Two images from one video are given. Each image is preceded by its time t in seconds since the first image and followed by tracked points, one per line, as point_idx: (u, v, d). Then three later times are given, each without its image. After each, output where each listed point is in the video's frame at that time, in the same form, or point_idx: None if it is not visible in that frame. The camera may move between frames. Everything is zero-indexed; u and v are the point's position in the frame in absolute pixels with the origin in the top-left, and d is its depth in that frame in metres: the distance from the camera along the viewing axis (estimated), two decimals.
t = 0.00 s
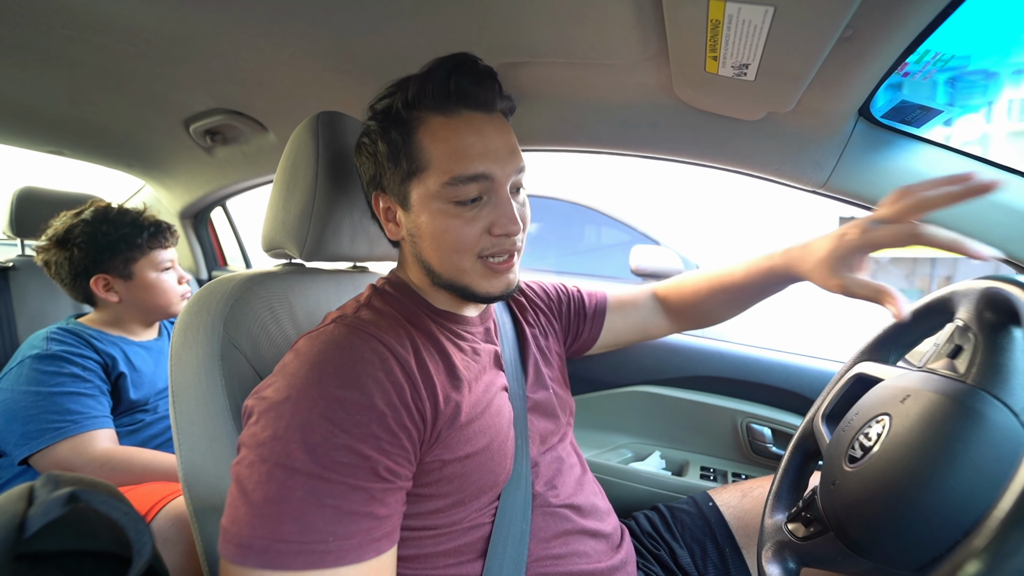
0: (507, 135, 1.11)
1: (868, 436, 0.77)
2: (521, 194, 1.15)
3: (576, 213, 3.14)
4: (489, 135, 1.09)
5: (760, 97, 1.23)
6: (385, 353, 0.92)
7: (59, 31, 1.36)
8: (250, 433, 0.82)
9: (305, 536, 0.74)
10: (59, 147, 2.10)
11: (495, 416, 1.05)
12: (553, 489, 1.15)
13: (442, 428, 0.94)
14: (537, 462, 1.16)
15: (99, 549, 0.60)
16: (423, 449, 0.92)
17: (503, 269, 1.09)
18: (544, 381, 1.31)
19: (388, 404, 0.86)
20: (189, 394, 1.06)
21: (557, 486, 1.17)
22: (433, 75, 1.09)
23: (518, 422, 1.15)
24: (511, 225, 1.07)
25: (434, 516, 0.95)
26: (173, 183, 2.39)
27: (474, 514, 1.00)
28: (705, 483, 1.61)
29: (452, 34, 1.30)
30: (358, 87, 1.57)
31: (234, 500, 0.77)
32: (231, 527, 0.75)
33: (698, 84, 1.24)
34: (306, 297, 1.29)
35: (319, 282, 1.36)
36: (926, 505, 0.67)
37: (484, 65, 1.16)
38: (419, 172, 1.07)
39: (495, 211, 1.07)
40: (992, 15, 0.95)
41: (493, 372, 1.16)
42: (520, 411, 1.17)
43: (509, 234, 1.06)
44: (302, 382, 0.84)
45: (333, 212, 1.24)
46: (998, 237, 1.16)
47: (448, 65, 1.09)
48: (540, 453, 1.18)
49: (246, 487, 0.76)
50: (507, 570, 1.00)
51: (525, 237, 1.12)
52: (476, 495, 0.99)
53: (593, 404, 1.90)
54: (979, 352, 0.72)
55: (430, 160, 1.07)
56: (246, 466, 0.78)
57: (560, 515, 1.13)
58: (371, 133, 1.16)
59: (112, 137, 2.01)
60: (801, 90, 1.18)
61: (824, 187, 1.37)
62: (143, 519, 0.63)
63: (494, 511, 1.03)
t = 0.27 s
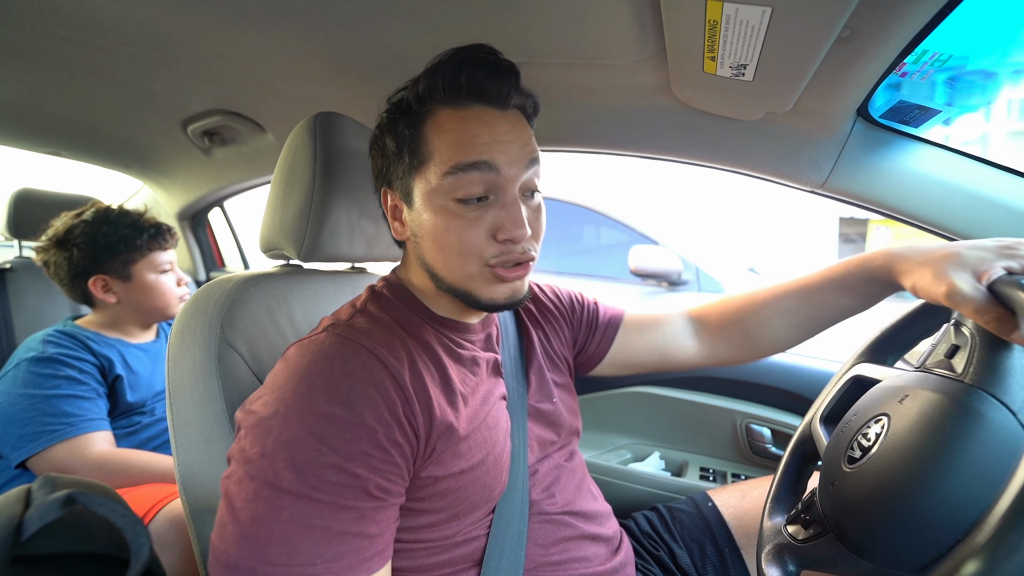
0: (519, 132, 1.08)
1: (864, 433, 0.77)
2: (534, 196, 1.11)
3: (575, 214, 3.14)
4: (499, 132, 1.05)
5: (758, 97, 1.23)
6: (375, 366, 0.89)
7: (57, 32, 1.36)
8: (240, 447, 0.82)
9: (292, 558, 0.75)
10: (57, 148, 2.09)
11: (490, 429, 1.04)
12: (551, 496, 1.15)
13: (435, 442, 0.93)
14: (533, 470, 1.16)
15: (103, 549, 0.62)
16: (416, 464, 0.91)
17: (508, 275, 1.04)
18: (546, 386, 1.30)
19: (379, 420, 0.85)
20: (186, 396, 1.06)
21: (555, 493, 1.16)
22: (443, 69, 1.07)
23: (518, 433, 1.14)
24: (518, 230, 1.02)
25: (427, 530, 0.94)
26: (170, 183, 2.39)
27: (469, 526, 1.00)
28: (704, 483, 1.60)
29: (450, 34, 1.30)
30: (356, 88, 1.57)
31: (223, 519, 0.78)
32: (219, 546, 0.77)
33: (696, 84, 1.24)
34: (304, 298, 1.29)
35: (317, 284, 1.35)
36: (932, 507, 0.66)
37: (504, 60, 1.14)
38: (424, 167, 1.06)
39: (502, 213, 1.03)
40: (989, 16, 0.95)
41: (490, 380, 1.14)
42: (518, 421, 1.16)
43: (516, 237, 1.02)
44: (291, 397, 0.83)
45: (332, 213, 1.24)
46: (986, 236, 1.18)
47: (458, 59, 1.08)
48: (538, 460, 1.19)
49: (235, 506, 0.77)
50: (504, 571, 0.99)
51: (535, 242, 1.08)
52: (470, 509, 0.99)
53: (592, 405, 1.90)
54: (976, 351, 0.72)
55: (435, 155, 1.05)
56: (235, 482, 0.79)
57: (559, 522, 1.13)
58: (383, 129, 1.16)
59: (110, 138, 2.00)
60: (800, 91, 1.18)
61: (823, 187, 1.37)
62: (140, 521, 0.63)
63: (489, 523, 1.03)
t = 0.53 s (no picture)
0: (526, 144, 1.06)
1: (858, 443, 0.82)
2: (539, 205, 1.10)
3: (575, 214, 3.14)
4: (507, 144, 1.03)
5: (758, 96, 1.23)
6: (375, 373, 0.89)
7: (56, 32, 1.36)
8: (237, 455, 0.82)
9: (291, 568, 0.75)
10: (56, 148, 2.09)
11: (490, 433, 1.03)
12: (552, 498, 1.14)
13: (435, 450, 0.93)
14: (536, 470, 1.15)
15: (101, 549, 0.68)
16: (416, 472, 0.91)
17: (516, 292, 1.07)
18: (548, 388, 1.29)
19: (379, 430, 0.85)
20: (186, 396, 1.06)
21: (556, 495, 1.15)
22: (447, 78, 1.03)
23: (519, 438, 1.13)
24: (529, 245, 1.03)
25: (427, 534, 0.94)
26: (169, 184, 2.39)
27: (469, 530, 0.99)
28: (703, 483, 1.60)
29: (449, 34, 1.29)
30: (355, 88, 1.57)
31: (222, 527, 0.78)
32: (218, 553, 0.76)
33: (696, 83, 1.24)
34: (303, 299, 1.29)
35: (316, 284, 1.35)
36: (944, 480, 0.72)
37: (505, 62, 1.09)
38: (428, 186, 1.03)
39: (511, 229, 1.02)
40: (990, 15, 0.95)
41: (491, 383, 1.13)
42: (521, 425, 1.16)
43: (526, 253, 1.02)
44: (289, 406, 0.82)
45: (331, 212, 1.24)
46: (994, 236, 1.18)
47: (461, 72, 1.04)
48: (540, 461, 1.18)
49: (234, 516, 0.77)
50: (505, 570, 0.99)
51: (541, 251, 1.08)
52: (470, 514, 0.98)
53: (592, 405, 1.89)
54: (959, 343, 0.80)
55: (439, 171, 1.02)
56: (233, 490, 0.79)
57: (560, 523, 1.12)
58: (376, 134, 1.12)
59: (109, 138, 2.00)
60: (800, 90, 1.18)
61: (823, 186, 1.37)
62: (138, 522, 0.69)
63: (489, 526, 1.02)
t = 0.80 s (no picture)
0: (511, 137, 1.07)
1: (867, 446, 0.78)
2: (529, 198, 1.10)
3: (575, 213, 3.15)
4: (493, 141, 1.04)
5: (759, 95, 1.22)
6: (380, 368, 0.90)
7: (56, 33, 1.35)
8: (241, 451, 0.81)
9: (299, 559, 0.74)
10: (57, 149, 2.09)
11: (494, 429, 1.03)
12: (552, 497, 1.14)
13: (439, 443, 0.93)
14: (537, 470, 1.15)
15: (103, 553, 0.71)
16: (420, 465, 0.91)
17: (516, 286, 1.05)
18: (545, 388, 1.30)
19: (384, 423, 0.85)
20: (187, 397, 1.06)
21: (557, 493, 1.15)
22: (431, 77, 1.04)
23: (520, 433, 1.14)
24: (524, 235, 1.02)
25: (430, 530, 0.94)
26: (170, 185, 2.39)
27: (472, 526, 0.99)
28: (704, 483, 1.60)
29: (449, 34, 1.29)
30: (355, 88, 1.57)
31: (227, 520, 0.77)
32: (225, 548, 0.75)
33: (696, 82, 1.24)
34: (304, 300, 1.28)
35: (317, 286, 1.35)
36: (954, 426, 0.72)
37: (481, 61, 1.10)
38: (420, 186, 1.03)
39: (503, 222, 1.02)
40: (993, 13, 0.94)
41: (491, 381, 1.13)
42: (522, 423, 1.16)
43: (523, 244, 1.02)
44: (295, 400, 0.83)
45: (331, 213, 1.23)
46: (995, 236, 1.17)
47: (441, 70, 1.04)
48: (540, 461, 1.18)
49: (239, 509, 0.76)
50: (507, 571, 0.99)
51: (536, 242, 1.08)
52: (473, 509, 0.98)
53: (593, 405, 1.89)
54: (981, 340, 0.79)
55: (430, 172, 1.03)
56: (239, 485, 0.78)
57: (561, 522, 1.12)
58: (364, 141, 1.12)
59: (110, 139, 2.00)
60: (801, 88, 1.18)
61: (824, 185, 1.36)
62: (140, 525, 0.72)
63: (493, 523, 1.01)
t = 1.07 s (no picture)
0: (517, 121, 1.16)
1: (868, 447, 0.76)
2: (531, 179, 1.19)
3: (575, 214, 3.15)
4: (500, 120, 1.13)
5: (760, 96, 1.22)
6: (389, 367, 0.90)
7: (55, 33, 1.35)
8: (250, 449, 0.81)
9: (309, 558, 0.74)
10: (56, 149, 2.09)
11: (500, 430, 1.04)
12: (555, 498, 1.14)
13: (446, 444, 0.94)
14: (540, 471, 1.15)
15: (102, 552, 0.63)
16: (427, 465, 0.91)
17: (524, 257, 1.10)
18: (547, 388, 1.30)
19: (393, 422, 0.85)
20: (189, 398, 1.05)
21: (559, 495, 1.15)
22: (443, 62, 1.13)
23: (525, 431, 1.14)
24: (529, 207, 1.09)
25: (434, 530, 0.94)
26: (169, 185, 2.39)
27: (476, 527, 0.99)
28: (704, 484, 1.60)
29: (450, 34, 1.29)
30: (355, 88, 1.57)
31: (235, 518, 0.77)
32: (232, 547, 0.75)
33: (697, 83, 1.24)
34: (304, 301, 1.28)
35: (317, 286, 1.35)
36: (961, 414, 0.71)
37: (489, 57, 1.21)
38: (433, 161, 1.10)
39: (511, 194, 1.09)
40: (993, 14, 0.95)
41: (498, 382, 1.13)
42: (524, 422, 1.15)
43: (529, 213, 1.09)
44: (304, 398, 0.83)
45: (332, 214, 1.23)
46: (997, 237, 1.17)
47: (455, 54, 1.13)
48: (542, 462, 1.17)
49: (249, 507, 0.76)
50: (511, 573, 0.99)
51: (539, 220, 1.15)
52: (478, 510, 0.98)
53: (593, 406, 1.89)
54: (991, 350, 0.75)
55: (443, 146, 1.10)
56: (247, 484, 0.78)
57: (564, 523, 1.12)
58: (379, 124, 1.17)
59: (109, 139, 2.00)
60: (803, 89, 1.18)
61: (825, 187, 1.36)
62: (142, 525, 0.65)
63: (497, 523, 1.01)
